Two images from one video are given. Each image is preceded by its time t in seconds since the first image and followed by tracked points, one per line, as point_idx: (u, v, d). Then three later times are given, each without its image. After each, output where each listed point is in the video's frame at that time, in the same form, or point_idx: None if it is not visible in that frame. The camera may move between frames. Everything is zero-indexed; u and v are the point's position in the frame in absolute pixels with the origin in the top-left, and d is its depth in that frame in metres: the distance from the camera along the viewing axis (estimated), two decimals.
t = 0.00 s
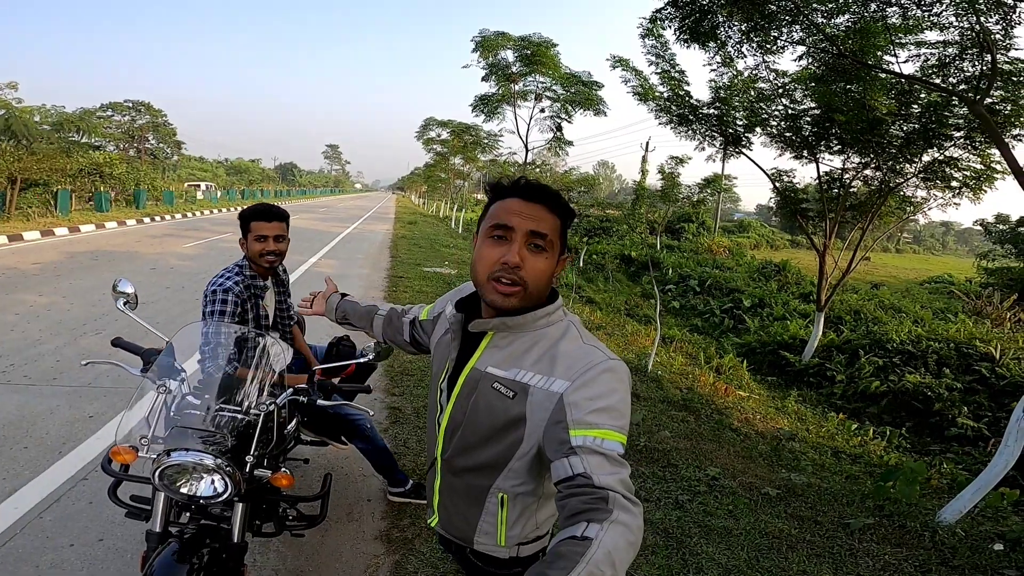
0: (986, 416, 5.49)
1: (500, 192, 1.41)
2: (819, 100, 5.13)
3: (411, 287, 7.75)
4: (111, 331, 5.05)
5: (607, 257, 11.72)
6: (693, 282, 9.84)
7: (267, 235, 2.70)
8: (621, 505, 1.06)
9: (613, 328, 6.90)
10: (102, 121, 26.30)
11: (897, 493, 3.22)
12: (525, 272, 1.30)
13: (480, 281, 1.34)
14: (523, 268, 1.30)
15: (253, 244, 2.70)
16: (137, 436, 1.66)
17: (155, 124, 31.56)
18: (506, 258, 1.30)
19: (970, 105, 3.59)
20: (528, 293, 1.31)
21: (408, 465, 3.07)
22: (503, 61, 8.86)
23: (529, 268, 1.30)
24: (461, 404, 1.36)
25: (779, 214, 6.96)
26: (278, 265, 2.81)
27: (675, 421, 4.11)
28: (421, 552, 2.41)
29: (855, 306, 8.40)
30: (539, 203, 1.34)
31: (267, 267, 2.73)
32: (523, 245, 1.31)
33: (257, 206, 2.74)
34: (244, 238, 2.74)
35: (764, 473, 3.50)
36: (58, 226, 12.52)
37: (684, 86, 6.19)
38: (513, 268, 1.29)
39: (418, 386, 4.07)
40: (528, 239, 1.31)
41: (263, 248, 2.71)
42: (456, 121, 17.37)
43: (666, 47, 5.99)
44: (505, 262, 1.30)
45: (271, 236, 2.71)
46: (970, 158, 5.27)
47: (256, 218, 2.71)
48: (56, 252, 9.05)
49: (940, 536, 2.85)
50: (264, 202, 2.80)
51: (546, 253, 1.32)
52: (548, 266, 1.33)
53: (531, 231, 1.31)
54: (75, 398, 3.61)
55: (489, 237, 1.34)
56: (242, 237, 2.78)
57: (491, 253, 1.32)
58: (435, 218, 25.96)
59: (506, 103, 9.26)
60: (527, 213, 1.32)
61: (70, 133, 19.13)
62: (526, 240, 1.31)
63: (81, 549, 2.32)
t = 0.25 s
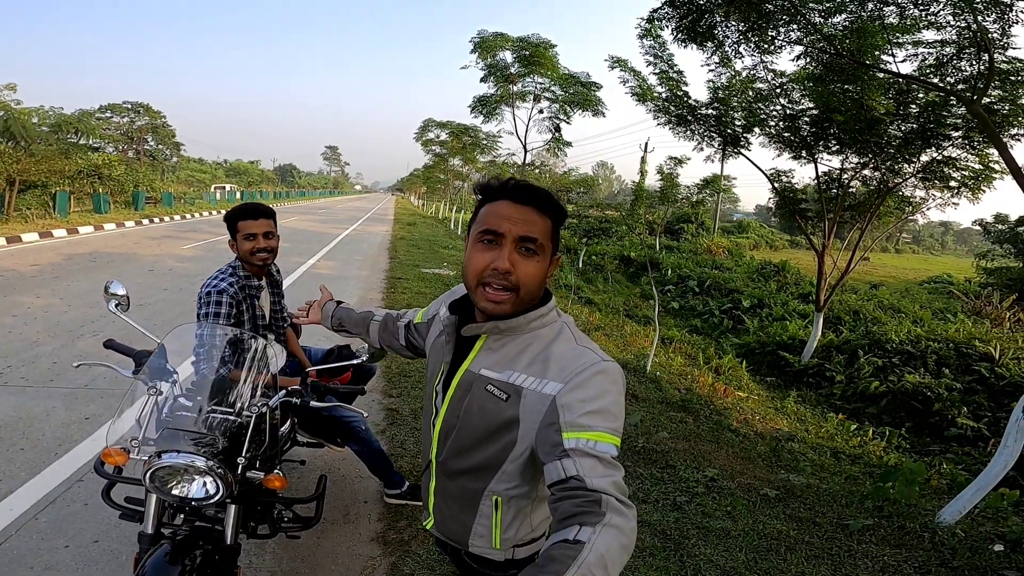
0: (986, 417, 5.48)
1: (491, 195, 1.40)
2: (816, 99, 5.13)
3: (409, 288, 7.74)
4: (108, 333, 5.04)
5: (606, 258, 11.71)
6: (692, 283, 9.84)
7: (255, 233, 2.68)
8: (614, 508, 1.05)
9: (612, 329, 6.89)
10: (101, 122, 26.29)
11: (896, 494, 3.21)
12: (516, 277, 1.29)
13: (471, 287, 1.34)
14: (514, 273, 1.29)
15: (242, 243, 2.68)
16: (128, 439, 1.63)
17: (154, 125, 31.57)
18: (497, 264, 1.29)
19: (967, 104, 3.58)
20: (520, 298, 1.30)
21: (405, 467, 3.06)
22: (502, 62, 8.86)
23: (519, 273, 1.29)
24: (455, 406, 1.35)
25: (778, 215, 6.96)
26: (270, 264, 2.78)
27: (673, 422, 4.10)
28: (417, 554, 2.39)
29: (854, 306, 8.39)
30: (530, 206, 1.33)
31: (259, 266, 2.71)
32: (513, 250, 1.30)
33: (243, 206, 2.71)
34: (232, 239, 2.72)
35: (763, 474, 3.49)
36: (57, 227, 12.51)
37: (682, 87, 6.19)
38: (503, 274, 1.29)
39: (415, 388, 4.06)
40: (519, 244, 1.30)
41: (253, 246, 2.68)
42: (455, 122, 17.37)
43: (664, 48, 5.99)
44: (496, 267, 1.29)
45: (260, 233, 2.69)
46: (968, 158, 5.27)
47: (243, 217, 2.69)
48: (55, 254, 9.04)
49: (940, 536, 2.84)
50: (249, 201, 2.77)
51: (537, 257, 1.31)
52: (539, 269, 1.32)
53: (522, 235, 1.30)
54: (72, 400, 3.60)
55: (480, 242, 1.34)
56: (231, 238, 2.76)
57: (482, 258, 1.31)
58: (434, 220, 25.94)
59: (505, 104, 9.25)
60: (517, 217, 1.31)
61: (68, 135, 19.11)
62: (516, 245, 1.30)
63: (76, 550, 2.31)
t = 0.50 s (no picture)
0: (986, 416, 5.49)
1: (491, 192, 1.41)
2: (816, 100, 5.14)
3: (409, 289, 7.74)
4: (109, 333, 5.04)
5: (606, 258, 11.71)
6: (692, 283, 9.84)
7: (254, 234, 2.67)
8: (621, 504, 1.05)
9: (612, 330, 6.89)
10: (100, 123, 26.27)
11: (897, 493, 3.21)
12: (517, 271, 1.29)
13: (475, 283, 1.34)
14: (515, 268, 1.29)
15: (241, 244, 2.68)
16: (132, 438, 1.65)
17: (153, 126, 31.59)
18: (499, 258, 1.29)
19: (966, 104, 3.59)
20: (521, 293, 1.30)
21: (407, 467, 3.06)
22: (502, 62, 8.87)
23: (521, 266, 1.29)
24: (462, 404, 1.36)
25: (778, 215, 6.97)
26: (269, 265, 2.78)
27: (674, 421, 4.10)
28: (420, 554, 2.39)
29: (853, 306, 8.40)
30: (529, 200, 1.34)
31: (258, 266, 2.71)
32: (514, 244, 1.30)
33: (242, 206, 2.71)
34: (231, 239, 2.72)
35: (764, 473, 3.49)
36: (56, 228, 12.51)
37: (682, 87, 6.19)
38: (505, 269, 1.29)
39: (417, 388, 4.05)
40: (519, 238, 1.30)
41: (252, 247, 2.68)
42: (455, 123, 17.38)
43: (663, 48, 5.99)
44: (497, 262, 1.29)
45: (259, 235, 2.68)
46: (968, 158, 5.27)
47: (242, 218, 2.69)
48: (54, 255, 9.03)
49: (942, 535, 2.84)
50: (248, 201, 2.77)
51: (538, 249, 1.31)
52: (541, 262, 1.32)
53: (521, 230, 1.30)
54: (73, 400, 3.60)
55: (481, 239, 1.34)
56: (231, 238, 2.76)
57: (483, 254, 1.32)
58: (434, 221, 25.94)
59: (504, 104, 9.26)
60: (516, 212, 1.31)
61: (68, 135, 19.11)
62: (516, 239, 1.30)
63: (78, 551, 2.31)
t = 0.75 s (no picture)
0: (985, 416, 5.50)
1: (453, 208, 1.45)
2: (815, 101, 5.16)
3: (409, 291, 7.73)
4: (107, 335, 5.03)
5: (604, 259, 11.71)
6: (691, 284, 9.85)
7: (257, 236, 2.67)
8: (633, 502, 1.06)
9: (611, 331, 6.89)
10: (99, 125, 26.23)
11: (898, 494, 3.22)
12: (479, 275, 1.30)
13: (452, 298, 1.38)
14: (477, 273, 1.31)
15: (244, 246, 2.67)
16: (136, 440, 1.65)
17: (151, 128, 31.55)
18: (459, 268, 1.32)
19: (965, 105, 3.61)
20: (488, 296, 1.31)
21: (408, 468, 3.05)
22: (501, 64, 8.87)
23: (482, 271, 1.30)
24: (469, 405, 1.36)
25: (777, 216, 6.98)
26: (271, 267, 2.78)
27: (674, 423, 4.10)
28: (422, 556, 2.39)
29: (852, 307, 8.41)
30: (482, 206, 1.36)
31: (260, 269, 2.71)
32: (472, 252, 1.32)
33: (244, 208, 2.71)
34: (233, 241, 2.71)
35: (765, 474, 3.50)
36: (54, 230, 12.48)
37: (681, 89, 6.20)
38: (466, 277, 1.31)
39: (417, 389, 4.05)
40: (476, 244, 1.32)
41: (254, 249, 2.68)
42: (454, 125, 17.38)
43: (663, 49, 6.00)
44: (459, 272, 1.32)
45: (262, 237, 2.68)
46: (965, 159, 5.29)
47: (245, 220, 2.69)
48: (52, 257, 9.01)
49: (943, 535, 2.85)
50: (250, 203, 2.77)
51: (497, 250, 1.32)
52: (504, 262, 1.32)
53: (476, 236, 1.32)
54: (72, 403, 3.59)
55: (448, 254, 1.38)
56: (233, 240, 2.75)
57: (449, 270, 1.35)
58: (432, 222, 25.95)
59: (503, 106, 9.27)
60: (470, 220, 1.34)
61: (65, 137, 19.08)
62: (473, 246, 1.32)
63: (79, 553, 2.30)
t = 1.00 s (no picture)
0: (983, 418, 5.51)
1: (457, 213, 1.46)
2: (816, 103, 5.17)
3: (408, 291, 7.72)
4: (105, 336, 5.01)
5: (603, 260, 11.71)
6: (690, 286, 9.85)
7: (262, 241, 2.68)
8: (641, 510, 1.06)
9: (609, 332, 6.88)
10: (97, 124, 26.17)
11: (898, 496, 3.22)
12: (476, 283, 1.32)
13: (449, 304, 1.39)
14: (473, 281, 1.32)
15: (249, 250, 2.67)
16: (137, 445, 1.64)
17: (149, 127, 31.50)
18: (456, 276, 1.33)
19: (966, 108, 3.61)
20: (484, 304, 1.32)
21: (408, 471, 3.05)
22: (501, 64, 8.87)
23: (480, 280, 1.32)
24: (475, 413, 1.36)
25: (776, 218, 6.98)
26: (274, 271, 2.78)
27: (674, 425, 4.10)
28: (424, 559, 2.38)
29: (850, 309, 8.42)
30: (481, 213, 1.37)
31: (265, 273, 2.71)
32: (471, 260, 1.33)
33: (247, 212, 2.70)
34: (237, 245, 2.71)
35: (765, 476, 3.50)
36: (51, 229, 12.44)
37: (681, 90, 6.20)
38: (462, 285, 1.33)
39: (417, 391, 4.05)
40: (473, 252, 1.33)
41: (260, 254, 2.68)
42: (453, 125, 17.37)
43: (663, 51, 6.00)
44: (456, 280, 1.33)
45: (267, 241, 2.69)
46: (964, 161, 5.29)
47: (249, 224, 2.68)
48: (50, 256, 8.98)
49: (943, 537, 2.85)
50: (251, 206, 2.76)
51: (495, 260, 1.33)
52: (501, 271, 1.33)
53: (473, 243, 1.33)
54: (70, 404, 3.57)
55: (447, 261, 1.40)
56: (236, 244, 2.74)
57: (447, 276, 1.37)
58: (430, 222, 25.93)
59: (503, 106, 9.26)
60: (468, 228, 1.36)
61: (63, 136, 19.03)
62: (471, 254, 1.33)
63: (78, 556, 2.29)
